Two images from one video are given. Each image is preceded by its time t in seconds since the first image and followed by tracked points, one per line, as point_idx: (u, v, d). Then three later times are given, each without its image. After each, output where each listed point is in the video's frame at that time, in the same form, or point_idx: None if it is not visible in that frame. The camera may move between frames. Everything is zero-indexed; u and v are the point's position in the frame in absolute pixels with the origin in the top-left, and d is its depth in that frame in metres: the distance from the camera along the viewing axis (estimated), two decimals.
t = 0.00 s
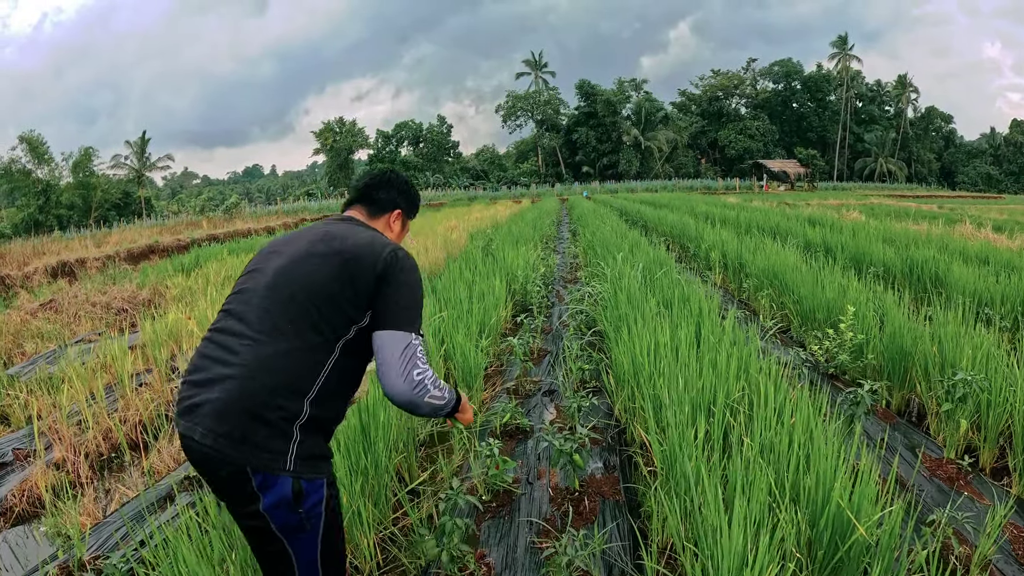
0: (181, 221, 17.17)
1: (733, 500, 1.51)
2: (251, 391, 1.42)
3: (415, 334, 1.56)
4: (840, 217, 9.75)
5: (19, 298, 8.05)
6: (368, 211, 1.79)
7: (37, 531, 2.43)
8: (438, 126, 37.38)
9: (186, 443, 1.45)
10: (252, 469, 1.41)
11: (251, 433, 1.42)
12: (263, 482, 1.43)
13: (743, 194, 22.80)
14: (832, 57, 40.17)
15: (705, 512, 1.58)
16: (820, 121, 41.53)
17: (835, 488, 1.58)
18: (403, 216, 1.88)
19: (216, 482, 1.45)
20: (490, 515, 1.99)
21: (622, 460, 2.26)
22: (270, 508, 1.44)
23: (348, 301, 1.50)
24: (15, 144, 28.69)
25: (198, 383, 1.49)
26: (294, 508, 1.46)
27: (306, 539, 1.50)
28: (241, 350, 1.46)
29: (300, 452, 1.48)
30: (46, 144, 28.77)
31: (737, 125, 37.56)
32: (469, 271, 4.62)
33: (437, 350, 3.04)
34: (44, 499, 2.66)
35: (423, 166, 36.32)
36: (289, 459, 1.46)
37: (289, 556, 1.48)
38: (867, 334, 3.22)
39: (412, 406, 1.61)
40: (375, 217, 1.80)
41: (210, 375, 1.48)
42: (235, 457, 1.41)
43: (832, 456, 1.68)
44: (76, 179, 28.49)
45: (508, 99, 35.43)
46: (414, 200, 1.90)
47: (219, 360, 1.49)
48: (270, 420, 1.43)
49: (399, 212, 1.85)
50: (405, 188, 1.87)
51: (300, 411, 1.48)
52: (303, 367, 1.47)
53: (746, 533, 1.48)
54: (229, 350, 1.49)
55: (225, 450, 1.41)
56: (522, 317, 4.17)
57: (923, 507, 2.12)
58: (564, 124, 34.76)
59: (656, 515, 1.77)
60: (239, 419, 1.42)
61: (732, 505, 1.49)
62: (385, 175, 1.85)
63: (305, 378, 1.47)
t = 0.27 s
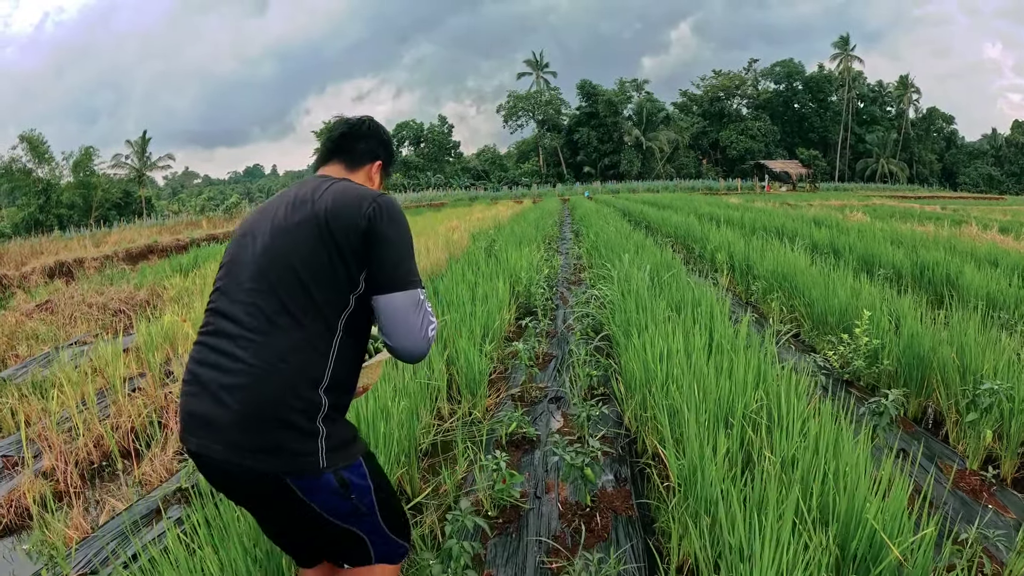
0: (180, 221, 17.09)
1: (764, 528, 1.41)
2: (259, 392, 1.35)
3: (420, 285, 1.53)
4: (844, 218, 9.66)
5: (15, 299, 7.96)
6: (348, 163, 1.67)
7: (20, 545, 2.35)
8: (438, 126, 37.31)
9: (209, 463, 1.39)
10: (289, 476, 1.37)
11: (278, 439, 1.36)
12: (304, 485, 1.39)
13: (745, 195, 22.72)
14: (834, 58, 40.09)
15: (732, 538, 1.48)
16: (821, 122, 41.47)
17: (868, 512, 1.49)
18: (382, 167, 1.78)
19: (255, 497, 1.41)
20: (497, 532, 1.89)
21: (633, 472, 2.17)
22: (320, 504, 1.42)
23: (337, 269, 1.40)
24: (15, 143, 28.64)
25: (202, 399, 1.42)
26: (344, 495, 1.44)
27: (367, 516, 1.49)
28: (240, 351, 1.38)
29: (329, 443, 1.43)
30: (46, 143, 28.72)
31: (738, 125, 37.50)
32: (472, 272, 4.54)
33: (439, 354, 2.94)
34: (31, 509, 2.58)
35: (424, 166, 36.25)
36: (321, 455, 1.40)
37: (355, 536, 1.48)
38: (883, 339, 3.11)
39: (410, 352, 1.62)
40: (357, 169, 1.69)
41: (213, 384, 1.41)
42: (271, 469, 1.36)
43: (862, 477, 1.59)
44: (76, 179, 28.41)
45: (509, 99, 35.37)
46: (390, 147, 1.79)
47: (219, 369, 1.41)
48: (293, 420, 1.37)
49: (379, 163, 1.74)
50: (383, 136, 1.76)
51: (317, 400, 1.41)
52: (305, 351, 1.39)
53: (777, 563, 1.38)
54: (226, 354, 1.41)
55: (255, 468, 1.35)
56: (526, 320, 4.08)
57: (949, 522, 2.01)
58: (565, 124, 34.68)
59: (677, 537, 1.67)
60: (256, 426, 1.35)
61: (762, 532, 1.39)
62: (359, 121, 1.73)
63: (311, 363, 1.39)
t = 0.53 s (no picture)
0: (181, 221, 17.08)
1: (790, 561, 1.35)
2: (278, 419, 1.29)
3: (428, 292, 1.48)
4: (848, 220, 9.60)
5: (14, 301, 7.92)
6: (346, 157, 1.61)
7: (12, 562, 2.33)
8: (439, 126, 37.27)
9: (233, 493, 1.34)
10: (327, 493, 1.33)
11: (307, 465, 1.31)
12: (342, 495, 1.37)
13: (746, 195, 22.70)
14: (835, 58, 40.02)
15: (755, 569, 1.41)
16: (822, 121, 41.42)
17: (896, 541, 1.43)
18: (381, 159, 1.71)
19: (287, 513, 1.36)
20: (506, 553, 1.83)
21: (643, 488, 2.10)
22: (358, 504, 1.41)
23: (346, 283, 1.34)
24: (17, 144, 28.64)
25: (217, 429, 1.36)
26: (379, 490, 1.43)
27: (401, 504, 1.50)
28: (251, 376, 1.32)
29: (359, 447, 1.39)
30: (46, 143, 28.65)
31: (739, 125, 37.44)
32: (475, 276, 4.47)
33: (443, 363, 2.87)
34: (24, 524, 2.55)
35: (424, 166, 36.22)
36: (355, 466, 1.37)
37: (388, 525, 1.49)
38: (897, 347, 3.04)
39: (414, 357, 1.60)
40: (355, 163, 1.63)
41: (225, 413, 1.35)
42: (310, 492, 1.32)
43: (888, 502, 1.52)
44: (78, 179, 28.42)
45: (510, 98, 35.30)
46: (387, 135, 1.73)
47: (230, 395, 1.34)
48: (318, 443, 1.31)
49: (378, 154, 1.69)
50: (382, 125, 1.70)
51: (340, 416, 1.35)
52: (320, 370, 1.33)
53: None
54: (236, 379, 1.34)
55: (287, 491, 1.31)
56: (530, 326, 4.02)
57: (969, 542, 1.94)
58: (566, 124, 34.64)
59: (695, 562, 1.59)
60: (280, 453, 1.30)
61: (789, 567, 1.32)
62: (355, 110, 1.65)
63: (327, 381, 1.34)
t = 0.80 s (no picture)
0: (179, 219, 17.00)
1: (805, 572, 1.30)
2: (301, 425, 1.34)
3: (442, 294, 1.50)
4: (849, 218, 9.55)
5: (10, 301, 7.86)
6: (354, 156, 1.56)
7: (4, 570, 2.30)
8: (438, 123, 37.16)
9: (251, 498, 1.38)
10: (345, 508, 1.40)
11: (335, 473, 1.36)
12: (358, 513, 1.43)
13: (745, 193, 22.65)
14: (835, 55, 39.93)
15: None
16: (821, 119, 41.36)
17: (909, 553, 1.39)
18: (392, 159, 1.66)
19: (304, 524, 1.41)
20: (508, 559, 1.79)
21: (647, 492, 2.07)
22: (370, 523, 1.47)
23: (360, 289, 1.36)
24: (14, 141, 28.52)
25: (239, 436, 1.39)
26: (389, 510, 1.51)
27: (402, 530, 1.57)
28: (275, 385, 1.35)
29: (378, 468, 1.45)
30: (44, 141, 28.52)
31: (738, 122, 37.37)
32: (474, 275, 4.42)
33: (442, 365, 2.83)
34: (16, 531, 2.52)
35: (423, 164, 36.12)
36: (373, 482, 1.44)
37: (391, 548, 1.54)
38: (903, 347, 3.00)
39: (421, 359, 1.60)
40: (364, 162, 1.58)
41: (247, 420, 1.38)
42: (328, 504, 1.37)
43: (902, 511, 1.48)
44: (75, 177, 28.32)
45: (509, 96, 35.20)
46: (398, 132, 1.67)
47: (252, 404, 1.38)
48: (342, 449, 1.37)
49: (388, 153, 1.63)
50: (392, 124, 1.64)
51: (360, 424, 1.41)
52: (339, 377, 1.37)
53: None
54: (258, 387, 1.37)
55: (307, 502, 1.35)
56: (531, 326, 3.97)
57: (979, 548, 1.90)
58: (565, 121, 34.55)
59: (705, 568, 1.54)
60: (303, 460, 1.34)
61: None
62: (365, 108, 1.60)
63: (346, 387, 1.38)
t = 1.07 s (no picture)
0: (174, 214, 16.84)
1: None
2: (303, 416, 1.35)
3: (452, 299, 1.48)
4: (849, 212, 9.45)
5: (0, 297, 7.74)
6: (375, 162, 1.63)
7: None
8: (435, 118, 36.94)
9: (245, 476, 1.38)
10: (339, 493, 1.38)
11: (328, 462, 1.35)
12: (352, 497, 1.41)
13: (744, 188, 22.55)
14: (834, 49, 39.75)
15: None
16: (820, 114, 41.23)
17: (927, 564, 1.31)
18: (414, 167, 1.70)
19: (296, 507, 1.39)
20: (501, 567, 1.71)
21: (645, 495, 1.97)
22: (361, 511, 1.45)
23: (372, 288, 1.37)
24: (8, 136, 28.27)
25: (242, 419, 1.40)
26: (382, 501, 1.48)
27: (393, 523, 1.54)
28: (279, 371, 1.36)
29: (374, 459, 1.44)
30: (40, 137, 28.26)
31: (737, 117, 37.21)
32: (470, 269, 4.32)
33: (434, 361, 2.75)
34: None
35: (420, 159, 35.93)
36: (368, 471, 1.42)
37: (383, 540, 1.52)
38: (909, 343, 2.91)
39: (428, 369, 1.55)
40: (385, 168, 1.64)
41: (250, 405, 1.39)
42: (321, 490, 1.36)
43: (920, 522, 1.39)
44: (71, 172, 28.12)
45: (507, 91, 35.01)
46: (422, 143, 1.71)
47: (256, 389, 1.38)
48: (341, 440, 1.37)
49: (409, 161, 1.67)
50: (415, 133, 1.69)
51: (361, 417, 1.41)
52: (346, 372, 1.37)
53: None
54: (264, 372, 1.38)
55: (303, 484, 1.35)
56: (527, 321, 3.88)
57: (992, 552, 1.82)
58: (563, 116, 34.37)
59: None
60: (303, 447, 1.35)
61: None
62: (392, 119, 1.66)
63: (352, 380, 1.38)
